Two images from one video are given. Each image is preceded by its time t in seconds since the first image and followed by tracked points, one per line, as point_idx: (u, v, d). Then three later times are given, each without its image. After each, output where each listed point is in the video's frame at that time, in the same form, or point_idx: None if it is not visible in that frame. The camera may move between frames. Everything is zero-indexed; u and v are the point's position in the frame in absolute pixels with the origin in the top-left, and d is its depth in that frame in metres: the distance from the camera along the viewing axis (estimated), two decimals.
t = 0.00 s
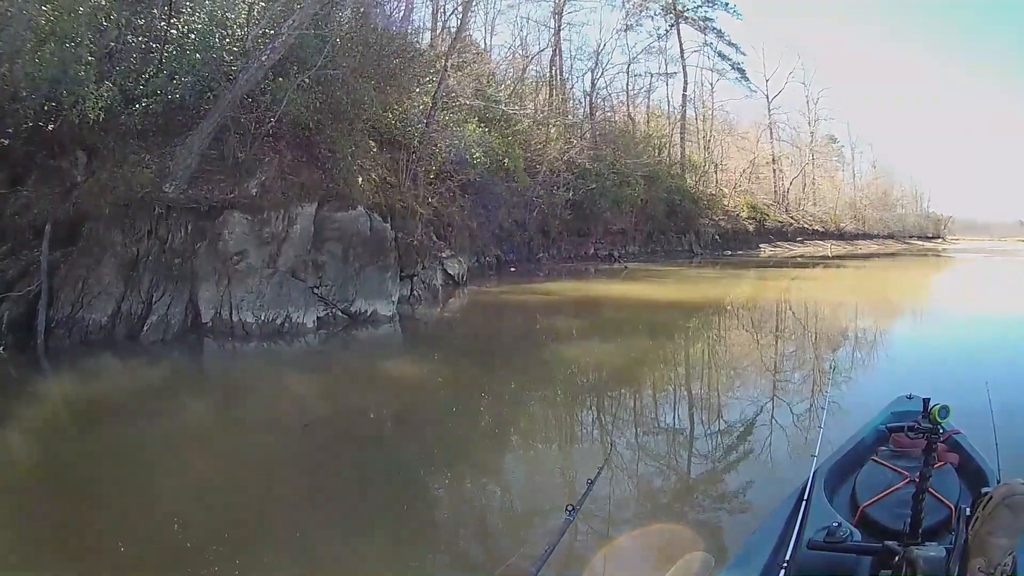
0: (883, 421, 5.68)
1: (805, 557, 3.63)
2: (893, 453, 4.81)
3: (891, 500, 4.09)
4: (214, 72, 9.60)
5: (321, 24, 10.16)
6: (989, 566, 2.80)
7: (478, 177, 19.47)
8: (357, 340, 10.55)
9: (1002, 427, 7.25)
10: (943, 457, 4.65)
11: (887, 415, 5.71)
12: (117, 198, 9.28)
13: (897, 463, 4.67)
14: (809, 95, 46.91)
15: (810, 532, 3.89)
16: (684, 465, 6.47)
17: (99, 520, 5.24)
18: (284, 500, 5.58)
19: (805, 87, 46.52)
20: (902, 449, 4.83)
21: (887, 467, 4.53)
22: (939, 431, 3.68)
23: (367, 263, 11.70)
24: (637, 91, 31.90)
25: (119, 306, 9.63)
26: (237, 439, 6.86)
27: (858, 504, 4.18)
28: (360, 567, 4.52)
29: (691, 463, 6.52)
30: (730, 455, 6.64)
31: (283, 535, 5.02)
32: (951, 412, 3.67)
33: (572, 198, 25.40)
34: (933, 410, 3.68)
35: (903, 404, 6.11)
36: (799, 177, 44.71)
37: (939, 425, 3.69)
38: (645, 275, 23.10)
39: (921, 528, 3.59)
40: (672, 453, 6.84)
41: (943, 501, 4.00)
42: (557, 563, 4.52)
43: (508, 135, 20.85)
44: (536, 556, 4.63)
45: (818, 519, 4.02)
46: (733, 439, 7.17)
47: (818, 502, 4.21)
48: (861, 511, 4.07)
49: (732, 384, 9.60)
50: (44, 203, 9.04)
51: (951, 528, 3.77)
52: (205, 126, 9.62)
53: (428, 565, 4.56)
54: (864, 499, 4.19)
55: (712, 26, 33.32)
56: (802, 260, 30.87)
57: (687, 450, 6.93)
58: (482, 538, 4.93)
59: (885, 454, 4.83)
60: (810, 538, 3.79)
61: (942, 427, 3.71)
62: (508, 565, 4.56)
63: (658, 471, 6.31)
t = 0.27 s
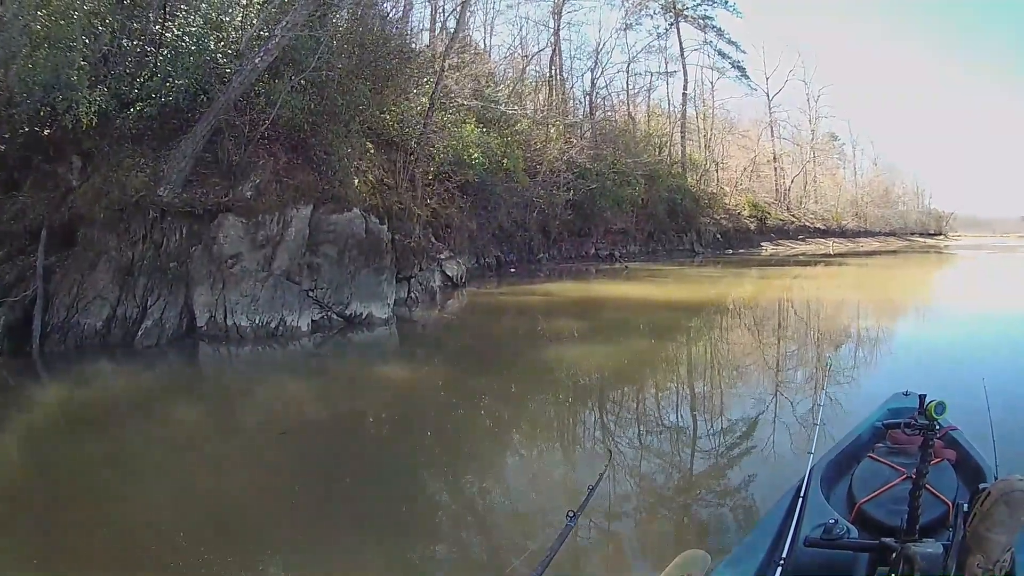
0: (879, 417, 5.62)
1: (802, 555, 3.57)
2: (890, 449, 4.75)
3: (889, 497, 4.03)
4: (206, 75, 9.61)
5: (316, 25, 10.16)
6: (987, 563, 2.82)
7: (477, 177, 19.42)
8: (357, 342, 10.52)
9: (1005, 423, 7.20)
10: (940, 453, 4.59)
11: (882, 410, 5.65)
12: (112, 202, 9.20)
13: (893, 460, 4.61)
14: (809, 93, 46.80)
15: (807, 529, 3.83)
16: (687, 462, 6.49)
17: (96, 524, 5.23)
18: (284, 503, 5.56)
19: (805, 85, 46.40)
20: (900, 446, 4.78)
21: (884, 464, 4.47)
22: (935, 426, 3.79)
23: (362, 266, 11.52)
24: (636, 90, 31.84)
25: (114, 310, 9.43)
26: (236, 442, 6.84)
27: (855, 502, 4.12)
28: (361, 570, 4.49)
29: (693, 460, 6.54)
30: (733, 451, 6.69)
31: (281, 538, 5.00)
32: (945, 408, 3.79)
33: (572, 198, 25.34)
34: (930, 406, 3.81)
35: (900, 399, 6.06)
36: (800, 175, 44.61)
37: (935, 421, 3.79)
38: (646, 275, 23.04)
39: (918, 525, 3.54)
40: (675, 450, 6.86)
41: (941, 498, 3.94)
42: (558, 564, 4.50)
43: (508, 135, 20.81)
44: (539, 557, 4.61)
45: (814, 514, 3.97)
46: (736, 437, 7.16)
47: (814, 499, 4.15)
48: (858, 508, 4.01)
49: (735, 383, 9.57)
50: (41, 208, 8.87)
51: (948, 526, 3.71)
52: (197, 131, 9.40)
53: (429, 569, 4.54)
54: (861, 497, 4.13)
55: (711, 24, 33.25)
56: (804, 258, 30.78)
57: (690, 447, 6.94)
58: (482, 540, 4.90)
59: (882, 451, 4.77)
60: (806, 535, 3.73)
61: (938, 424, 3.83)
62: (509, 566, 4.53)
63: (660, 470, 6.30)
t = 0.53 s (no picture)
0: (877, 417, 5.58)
1: (801, 556, 3.53)
2: (888, 449, 4.72)
3: (887, 497, 4.00)
4: (199, 78, 9.52)
5: (313, 27, 10.13)
6: (987, 560, 2.68)
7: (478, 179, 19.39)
8: (358, 345, 10.51)
9: (1008, 422, 7.16)
10: (938, 452, 4.57)
11: (881, 410, 5.62)
12: (107, 207, 9.05)
13: (891, 459, 4.59)
14: (810, 92, 46.72)
15: (804, 529, 3.79)
16: (690, 461, 6.48)
17: (93, 525, 5.23)
18: (283, 505, 5.56)
19: (806, 84, 46.34)
20: (897, 446, 4.76)
21: (881, 463, 4.44)
22: (932, 426, 3.61)
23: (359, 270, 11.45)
24: (637, 91, 31.81)
25: (111, 313, 9.39)
26: (237, 444, 6.83)
27: (852, 501, 4.08)
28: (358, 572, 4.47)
29: (698, 460, 6.50)
30: (738, 449, 6.74)
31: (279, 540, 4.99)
32: (942, 407, 3.62)
33: (574, 198, 25.31)
34: (925, 405, 3.64)
35: (897, 400, 6.02)
36: (802, 175, 44.55)
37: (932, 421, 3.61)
38: (648, 276, 22.99)
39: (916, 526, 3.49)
40: (678, 449, 6.88)
41: (939, 497, 3.91)
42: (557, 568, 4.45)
43: (508, 136, 20.79)
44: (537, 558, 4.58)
45: (812, 515, 3.93)
46: (739, 436, 7.17)
47: (813, 498, 4.11)
48: (856, 508, 3.97)
49: (738, 383, 9.53)
50: (39, 212, 8.89)
51: (946, 525, 3.67)
52: (192, 136, 9.42)
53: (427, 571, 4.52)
54: (859, 496, 4.10)
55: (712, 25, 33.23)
56: (806, 258, 30.70)
57: (694, 446, 6.97)
58: (484, 543, 4.88)
59: (879, 450, 4.74)
60: (804, 535, 3.69)
61: (934, 423, 3.66)
62: (507, 567, 4.51)
63: (664, 470, 6.27)
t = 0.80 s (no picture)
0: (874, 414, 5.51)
1: (799, 553, 3.48)
2: (886, 445, 4.66)
3: (885, 494, 3.94)
4: (196, 76, 9.50)
5: (310, 24, 10.11)
6: (986, 556, 2.65)
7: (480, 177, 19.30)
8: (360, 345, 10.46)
9: (1014, 419, 7.09)
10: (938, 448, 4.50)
11: (880, 407, 5.55)
12: (105, 205, 9.01)
13: (890, 456, 4.52)
14: (814, 89, 46.55)
15: (802, 527, 3.73)
16: (695, 461, 6.39)
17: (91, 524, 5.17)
18: (284, 504, 5.53)
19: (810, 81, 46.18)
20: (896, 442, 4.69)
21: (880, 461, 4.38)
22: (931, 423, 3.53)
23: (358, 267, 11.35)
24: (639, 88, 31.72)
25: (109, 313, 9.30)
26: (239, 444, 6.79)
27: (851, 499, 4.02)
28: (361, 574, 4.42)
29: (703, 461, 6.36)
30: (742, 447, 6.70)
31: (279, 540, 4.95)
32: (940, 404, 3.52)
33: (577, 196, 25.20)
34: (924, 402, 3.53)
35: (896, 396, 5.96)
36: (806, 172, 44.38)
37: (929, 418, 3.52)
38: (651, 274, 22.90)
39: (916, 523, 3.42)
40: (682, 448, 6.79)
41: (938, 494, 3.84)
42: None
43: (510, 134, 20.71)
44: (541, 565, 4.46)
45: (809, 513, 3.87)
46: (743, 434, 7.12)
47: (812, 495, 4.04)
48: (855, 506, 3.91)
49: (743, 381, 9.46)
50: (37, 211, 8.90)
51: (946, 522, 3.61)
52: (189, 134, 9.25)
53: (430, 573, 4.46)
54: (858, 493, 4.04)
55: (714, 22, 33.13)
56: (810, 256, 30.57)
57: (698, 444, 6.90)
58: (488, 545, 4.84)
59: (878, 448, 4.68)
60: (802, 533, 3.63)
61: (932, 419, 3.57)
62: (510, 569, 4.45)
63: (668, 473, 6.09)
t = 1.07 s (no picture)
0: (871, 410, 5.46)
1: (794, 549, 3.44)
2: (882, 440, 4.61)
3: (881, 489, 3.90)
4: (193, 68, 9.43)
5: (310, 16, 10.00)
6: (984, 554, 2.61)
7: (481, 169, 19.21)
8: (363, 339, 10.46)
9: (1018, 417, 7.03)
10: (934, 443, 4.46)
11: (877, 402, 5.50)
12: (102, 199, 9.03)
13: (886, 452, 4.48)
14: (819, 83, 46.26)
15: (797, 522, 3.69)
16: (696, 459, 6.26)
17: (91, 522, 5.17)
18: (287, 501, 5.54)
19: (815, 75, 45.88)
20: (892, 437, 4.64)
21: (876, 456, 4.34)
22: (927, 419, 3.45)
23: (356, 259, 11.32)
24: (643, 81, 31.53)
25: (106, 307, 9.22)
26: (240, 439, 6.79)
27: (846, 493, 3.99)
28: None
29: (703, 459, 6.26)
30: (744, 446, 6.54)
31: (283, 536, 4.98)
32: (937, 400, 3.40)
33: (579, 189, 25.10)
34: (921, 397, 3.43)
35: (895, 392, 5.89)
36: (810, 166, 44.17)
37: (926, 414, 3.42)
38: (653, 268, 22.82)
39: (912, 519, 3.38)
40: (685, 445, 6.68)
41: (935, 490, 3.80)
42: None
43: (512, 126, 20.60)
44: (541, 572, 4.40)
45: (804, 508, 3.83)
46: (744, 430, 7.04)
47: (808, 490, 3.99)
48: (850, 501, 3.87)
49: (746, 376, 9.41)
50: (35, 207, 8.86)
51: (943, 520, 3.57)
52: (187, 128, 9.28)
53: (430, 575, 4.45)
54: (853, 488, 4.00)
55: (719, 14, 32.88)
56: (814, 250, 30.45)
57: (699, 443, 6.74)
58: (490, 545, 4.85)
59: (874, 442, 4.64)
60: (797, 528, 3.59)
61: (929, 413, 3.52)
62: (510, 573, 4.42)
63: (669, 469, 6.04)
